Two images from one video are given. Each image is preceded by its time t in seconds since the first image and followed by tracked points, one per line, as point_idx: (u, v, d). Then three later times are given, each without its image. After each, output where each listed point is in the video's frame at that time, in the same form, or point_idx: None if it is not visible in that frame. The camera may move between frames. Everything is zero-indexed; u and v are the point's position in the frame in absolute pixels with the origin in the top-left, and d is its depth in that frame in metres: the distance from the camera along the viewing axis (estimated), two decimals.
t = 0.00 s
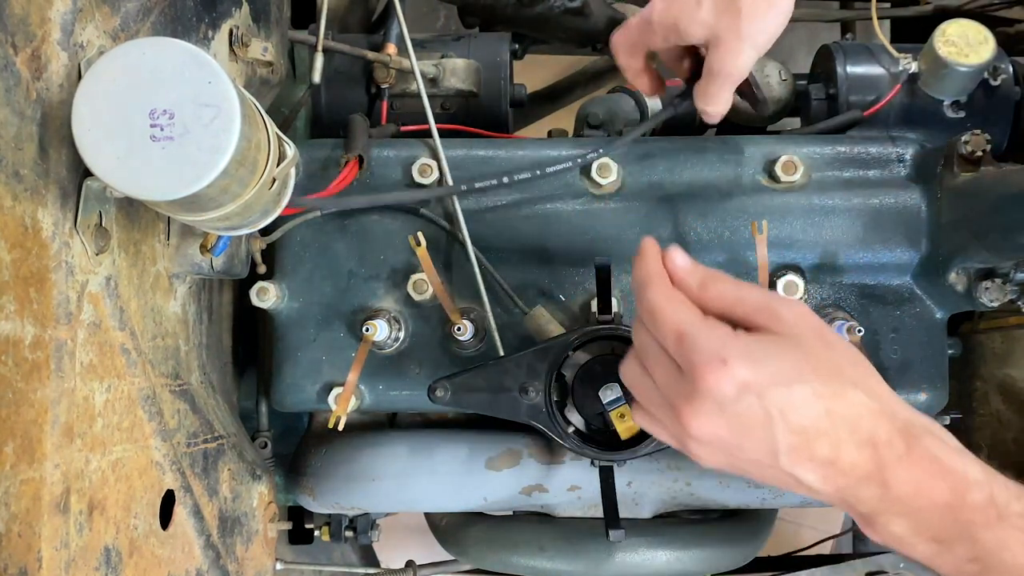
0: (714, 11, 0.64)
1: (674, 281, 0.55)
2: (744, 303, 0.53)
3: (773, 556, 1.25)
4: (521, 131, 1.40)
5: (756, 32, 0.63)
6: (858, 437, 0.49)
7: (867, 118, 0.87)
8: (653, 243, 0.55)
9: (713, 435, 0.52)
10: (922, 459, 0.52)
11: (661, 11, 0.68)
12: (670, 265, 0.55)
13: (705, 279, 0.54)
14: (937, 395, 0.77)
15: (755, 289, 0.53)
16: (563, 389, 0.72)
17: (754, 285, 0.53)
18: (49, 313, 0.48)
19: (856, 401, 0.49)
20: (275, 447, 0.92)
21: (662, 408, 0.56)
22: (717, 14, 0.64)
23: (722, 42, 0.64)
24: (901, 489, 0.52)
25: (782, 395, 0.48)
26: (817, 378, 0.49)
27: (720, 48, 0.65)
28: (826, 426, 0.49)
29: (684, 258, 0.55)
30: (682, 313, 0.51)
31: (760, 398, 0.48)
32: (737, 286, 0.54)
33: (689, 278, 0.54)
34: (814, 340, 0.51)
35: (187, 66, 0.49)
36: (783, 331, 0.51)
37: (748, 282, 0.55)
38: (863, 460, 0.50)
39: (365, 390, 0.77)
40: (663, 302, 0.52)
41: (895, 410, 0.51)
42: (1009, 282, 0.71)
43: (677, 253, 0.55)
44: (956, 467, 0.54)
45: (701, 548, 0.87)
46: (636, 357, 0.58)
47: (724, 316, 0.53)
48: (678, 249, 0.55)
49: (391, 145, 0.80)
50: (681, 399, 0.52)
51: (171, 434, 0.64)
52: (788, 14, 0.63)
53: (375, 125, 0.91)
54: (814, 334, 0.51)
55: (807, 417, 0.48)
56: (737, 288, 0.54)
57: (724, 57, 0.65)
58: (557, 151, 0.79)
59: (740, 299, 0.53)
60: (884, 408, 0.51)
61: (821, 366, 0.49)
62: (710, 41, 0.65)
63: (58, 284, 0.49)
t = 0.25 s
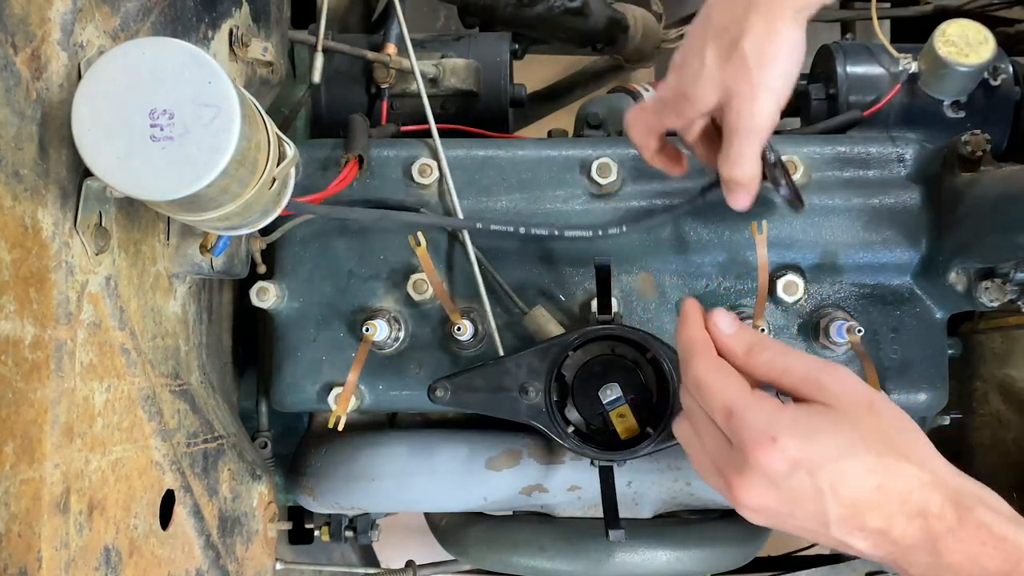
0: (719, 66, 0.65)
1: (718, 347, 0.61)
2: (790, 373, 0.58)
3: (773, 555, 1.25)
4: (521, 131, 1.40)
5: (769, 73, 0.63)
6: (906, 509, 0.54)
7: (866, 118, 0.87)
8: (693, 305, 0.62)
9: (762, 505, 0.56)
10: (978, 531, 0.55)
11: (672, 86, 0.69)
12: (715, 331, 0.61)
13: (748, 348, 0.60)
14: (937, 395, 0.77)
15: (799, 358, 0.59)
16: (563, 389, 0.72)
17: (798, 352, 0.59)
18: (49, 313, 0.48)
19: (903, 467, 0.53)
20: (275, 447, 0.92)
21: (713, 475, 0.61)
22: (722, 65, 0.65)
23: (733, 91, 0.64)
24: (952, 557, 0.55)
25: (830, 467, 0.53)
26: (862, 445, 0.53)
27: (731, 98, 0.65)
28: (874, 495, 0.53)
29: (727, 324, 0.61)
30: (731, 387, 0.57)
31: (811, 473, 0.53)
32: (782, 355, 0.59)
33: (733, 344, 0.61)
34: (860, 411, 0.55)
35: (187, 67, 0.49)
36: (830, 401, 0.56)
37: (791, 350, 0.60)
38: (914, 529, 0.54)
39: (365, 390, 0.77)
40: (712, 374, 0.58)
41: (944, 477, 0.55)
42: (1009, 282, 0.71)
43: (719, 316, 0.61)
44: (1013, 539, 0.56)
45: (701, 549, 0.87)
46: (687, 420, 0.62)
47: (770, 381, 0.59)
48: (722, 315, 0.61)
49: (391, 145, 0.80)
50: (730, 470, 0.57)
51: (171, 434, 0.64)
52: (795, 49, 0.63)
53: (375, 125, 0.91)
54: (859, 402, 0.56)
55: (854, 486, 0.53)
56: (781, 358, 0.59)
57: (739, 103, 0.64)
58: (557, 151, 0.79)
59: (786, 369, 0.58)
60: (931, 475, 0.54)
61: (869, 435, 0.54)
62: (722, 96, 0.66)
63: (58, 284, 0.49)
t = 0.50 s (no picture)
0: (724, 73, 0.64)
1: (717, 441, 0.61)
2: (793, 461, 0.59)
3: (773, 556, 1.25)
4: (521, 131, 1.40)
5: (774, 80, 0.63)
6: None
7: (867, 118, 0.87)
8: (689, 398, 0.61)
9: None
10: None
11: (678, 93, 0.69)
12: (713, 426, 0.60)
13: (749, 440, 0.60)
14: (937, 395, 0.77)
15: (799, 445, 0.59)
16: (563, 389, 0.72)
17: (800, 438, 0.59)
18: (49, 313, 0.48)
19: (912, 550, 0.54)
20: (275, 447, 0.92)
21: (724, 557, 0.62)
22: (727, 72, 0.64)
23: (736, 98, 0.64)
24: None
25: (842, 558, 0.53)
26: (872, 533, 0.54)
27: (734, 104, 0.64)
28: None
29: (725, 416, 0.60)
30: (735, 486, 0.57)
31: (823, 565, 0.54)
32: (782, 442, 0.60)
33: (732, 435, 0.60)
34: (865, 492, 0.57)
35: (187, 66, 0.49)
36: (832, 487, 0.57)
37: (790, 436, 0.60)
38: None
39: (365, 390, 0.77)
40: (714, 474, 0.58)
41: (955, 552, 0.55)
42: (1009, 282, 0.71)
43: (715, 410, 0.60)
44: None
45: (701, 549, 0.87)
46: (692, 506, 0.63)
47: (775, 471, 0.60)
48: (718, 407, 0.61)
49: (391, 145, 0.80)
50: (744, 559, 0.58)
51: (171, 434, 0.64)
52: (799, 57, 0.62)
53: (375, 125, 0.91)
54: (860, 485, 0.57)
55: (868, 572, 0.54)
56: (780, 447, 0.59)
57: (742, 111, 0.64)
58: (557, 151, 0.79)
59: (787, 458, 0.59)
60: (940, 551, 0.55)
61: (877, 520, 0.55)
62: (725, 103, 0.65)
63: (58, 284, 0.49)
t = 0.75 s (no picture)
0: (747, 91, 0.63)
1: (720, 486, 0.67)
2: (793, 507, 0.64)
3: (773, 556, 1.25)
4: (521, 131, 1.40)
5: (799, 93, 0.61)
6: None
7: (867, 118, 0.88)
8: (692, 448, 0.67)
9: None
10: None
11: (704, 112, 0.68)
12: (715, 475, 0.66)
13: (749, 487, 0.66)
14: (937, 395, 0.77)
15: (800, 489, 0.65)
16: (563, 389, 0.72)
17: (799, 484, 0.65)
18: (49, 313, 0.48)
19: None
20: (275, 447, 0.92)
21: None
22: (751, 92, 0.63)
23: (764, 115, 0.63)
24: None
25: None
26: None
27: (762, 120, 0.63)
28: None
29: (726, 462, 0.66)
30: (738, 537, 0.63)
31: None
32: (783, 487, 0.65)
33: (734, 480, 0.66)
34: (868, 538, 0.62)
35: (187, 66, 0.49)
36: (833, 530, 0.63)
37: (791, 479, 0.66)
38: None
39: (365, 390, 0.77)
40: (715, 524, 0.64)
41: None
42: (1009, 282, 0.71)
43: (715, 457, 0.66)
44: None
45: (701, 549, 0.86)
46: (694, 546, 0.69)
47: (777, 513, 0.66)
48: (720, 454, 0.66)
49: (391, 145, 0.80)
50: None
51: (171, 434, 0.64)
52: (825, 65, 0.60)
53: (375, 125, 0.91)
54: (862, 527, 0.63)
55: None
56: (783, 492, 0.65)
57: (772, 126, 0.63)
58: (557, 151, 0.79)
59: (789, 502, 0.65)
60: None
61: (875, 563, 0.61)
62: (753, 120, 0.64)
63: (58, 284, 0.49)
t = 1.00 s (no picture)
0: (768, 109, 0.63)
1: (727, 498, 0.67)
2: (800, 520, 0.65)
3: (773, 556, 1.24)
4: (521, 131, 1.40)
5: (820, 112, 0.61)
6: None
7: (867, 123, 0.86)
8: (696, 462, 0.68)
9: None
10: None
11: (717, 127, 0.67)
12: (723, 487, 0.66)
13: (756, 500, 0.66)
14: (937, 395, 0.77)
15: (807, 503, 0.65)
16: (563, 389, 0.72)
17: (806, 497, 0.65)
18: (49, 313, 0.48)
19: None
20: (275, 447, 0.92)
21: None
22: (770, 110, 0.63)
23: (784, 130, 0.63)
24: None
25: None
26: None
27: (786, 138, 0.63)
28: None
29: (733, 476, 0.66)
30: (743, 553, 0.64)
31: None
32: (790, 500, 0.65)
33: (741, 493, 0.66)
34: (874, 551, 0.63)
35: (187, 66, 0.49)
36: (840, 544, 0.64)
37: (797, 491, 0.66)
38: None
39: (365, 390, 0.77)
40: (720, 540, 0.65)
41: None
42: (1009, 282, 0.72)
43: (722, 470, 0.66)
44: None
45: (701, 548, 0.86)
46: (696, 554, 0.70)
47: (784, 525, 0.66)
48: (726, 468, 0.66)
49: (391, 145, 0.80)
50: None
51: (171, 434, 0.64)
52: (845, 84, 0.60)
53: (375, 125, 0.91)
54: (868, 541, 0.63)
55: None
56: (789, 505, 0.65)
57: (793, 143, 0.63)
58: (557, 151, 0.79)
59: (795, 515, 0.65)
60: None
61: None
62: (774, 137, 0.64)
63: (58, 284, 0.49)
